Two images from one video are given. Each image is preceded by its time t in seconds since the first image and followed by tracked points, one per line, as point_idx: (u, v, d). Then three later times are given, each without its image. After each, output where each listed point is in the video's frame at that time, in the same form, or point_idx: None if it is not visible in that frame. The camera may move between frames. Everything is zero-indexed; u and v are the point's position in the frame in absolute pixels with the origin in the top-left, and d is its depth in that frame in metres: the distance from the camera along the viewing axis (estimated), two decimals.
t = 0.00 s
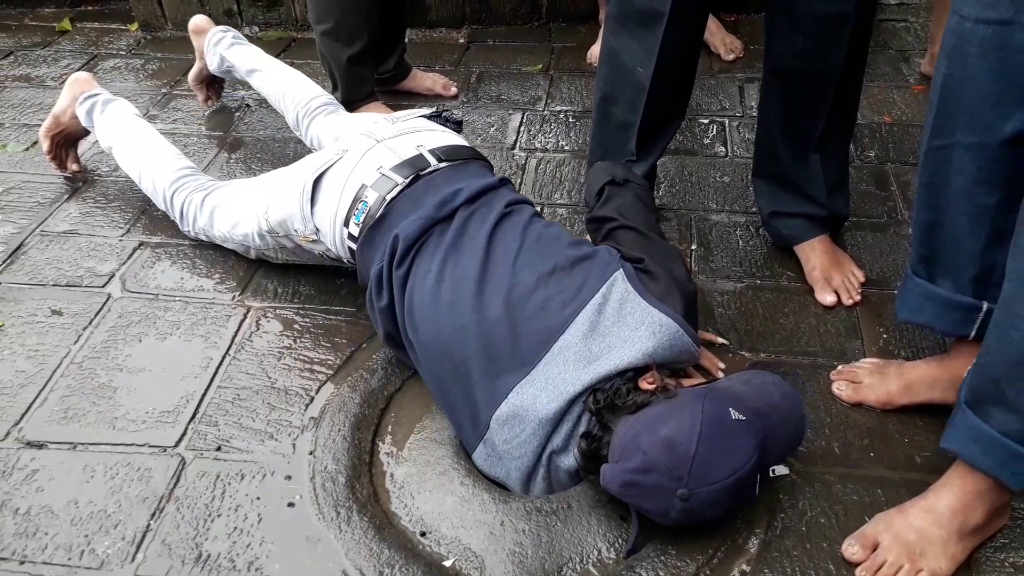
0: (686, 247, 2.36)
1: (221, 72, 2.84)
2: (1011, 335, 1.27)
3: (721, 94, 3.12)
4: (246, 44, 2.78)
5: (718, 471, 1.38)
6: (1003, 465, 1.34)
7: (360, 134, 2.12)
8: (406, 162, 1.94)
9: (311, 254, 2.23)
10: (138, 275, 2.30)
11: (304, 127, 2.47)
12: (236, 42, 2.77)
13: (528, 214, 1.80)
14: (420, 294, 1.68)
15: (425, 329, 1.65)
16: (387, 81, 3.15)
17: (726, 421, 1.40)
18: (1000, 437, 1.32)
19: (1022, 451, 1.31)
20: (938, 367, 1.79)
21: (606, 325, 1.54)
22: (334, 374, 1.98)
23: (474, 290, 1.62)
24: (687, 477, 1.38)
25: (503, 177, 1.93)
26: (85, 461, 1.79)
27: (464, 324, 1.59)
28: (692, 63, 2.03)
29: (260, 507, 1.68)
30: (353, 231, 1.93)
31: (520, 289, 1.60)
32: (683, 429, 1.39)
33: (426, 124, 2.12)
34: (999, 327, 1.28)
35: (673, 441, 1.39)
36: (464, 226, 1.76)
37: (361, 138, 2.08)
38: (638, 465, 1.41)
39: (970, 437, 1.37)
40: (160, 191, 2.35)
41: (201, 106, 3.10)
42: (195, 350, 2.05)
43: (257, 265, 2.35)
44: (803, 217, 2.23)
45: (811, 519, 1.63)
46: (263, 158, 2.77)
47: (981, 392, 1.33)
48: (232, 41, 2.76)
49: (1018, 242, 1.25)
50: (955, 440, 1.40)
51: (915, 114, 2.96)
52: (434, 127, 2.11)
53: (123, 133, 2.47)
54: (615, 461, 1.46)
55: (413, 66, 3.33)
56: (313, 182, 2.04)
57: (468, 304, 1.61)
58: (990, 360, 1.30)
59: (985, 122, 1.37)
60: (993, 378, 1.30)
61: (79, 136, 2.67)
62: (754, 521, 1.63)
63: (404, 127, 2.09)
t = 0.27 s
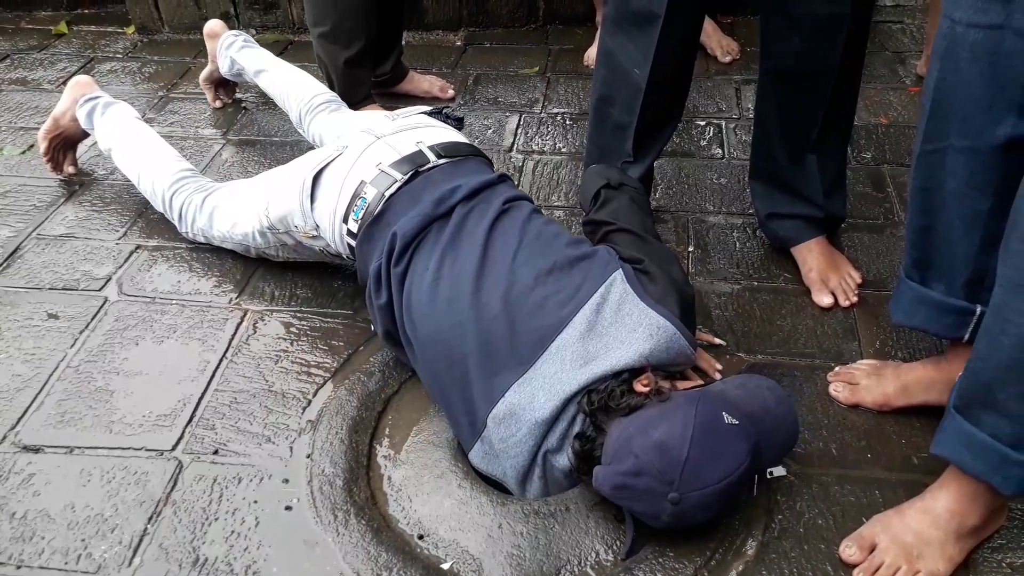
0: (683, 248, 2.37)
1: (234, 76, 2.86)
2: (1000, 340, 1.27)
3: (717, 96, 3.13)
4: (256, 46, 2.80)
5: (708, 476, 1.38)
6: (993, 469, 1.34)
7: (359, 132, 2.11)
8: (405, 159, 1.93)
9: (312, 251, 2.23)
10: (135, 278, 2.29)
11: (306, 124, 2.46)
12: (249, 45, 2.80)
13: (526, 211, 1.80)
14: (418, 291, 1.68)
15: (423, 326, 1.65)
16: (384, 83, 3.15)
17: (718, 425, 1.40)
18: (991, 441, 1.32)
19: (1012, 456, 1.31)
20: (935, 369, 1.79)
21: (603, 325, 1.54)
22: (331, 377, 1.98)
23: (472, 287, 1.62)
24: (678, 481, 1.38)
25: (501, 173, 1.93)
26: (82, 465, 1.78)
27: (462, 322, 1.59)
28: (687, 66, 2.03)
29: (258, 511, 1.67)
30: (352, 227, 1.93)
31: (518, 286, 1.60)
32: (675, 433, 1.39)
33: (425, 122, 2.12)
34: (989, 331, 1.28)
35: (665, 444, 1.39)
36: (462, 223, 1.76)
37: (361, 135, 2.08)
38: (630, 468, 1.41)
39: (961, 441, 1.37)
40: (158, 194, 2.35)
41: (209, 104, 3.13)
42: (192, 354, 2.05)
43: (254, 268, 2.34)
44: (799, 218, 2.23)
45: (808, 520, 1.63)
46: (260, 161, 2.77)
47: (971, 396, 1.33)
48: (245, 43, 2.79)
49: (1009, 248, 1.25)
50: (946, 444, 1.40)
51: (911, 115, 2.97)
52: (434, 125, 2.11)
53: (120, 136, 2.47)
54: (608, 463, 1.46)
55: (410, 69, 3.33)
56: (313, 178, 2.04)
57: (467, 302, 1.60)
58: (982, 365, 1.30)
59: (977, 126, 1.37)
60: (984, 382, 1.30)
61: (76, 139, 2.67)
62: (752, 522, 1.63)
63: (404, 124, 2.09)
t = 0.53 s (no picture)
0: (682, 248, 2.37)
1: (236, 82, 2.87)
2: (989, 340, 1.27)
3: (715, 95, 3.13)
4: (257, 52, 2.80)
5: (707, 479, 1.38)
6: (982, 469, 1.34)
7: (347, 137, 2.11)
8: (392, 164, 1.93)
9: (306, 257, 2.24)
10: (133, 279, 2.29)
11: (305, 130, 2.46)
12: (250, 50, 2.80)
13: (515, 218, 1.79)
14: (408, 304, 1.68)
15: (415, 340, 1.65)
16: (383, 83, 3.15)
17: (715, 428, 1.40)
18: (981, 441, 1.33)
19: (1002, 457, 1.31)
20: (934, 369, 1.80)
21: (598, 334, 1.54)
22: (330, 378, 1.98)
23: (463, 300, 1.62)
24: (677, 486, 1.38)
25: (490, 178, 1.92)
26: (82, 466, 1.78)
27: (454, 335, 1.59)
28: (684, 67, 2.03)
29: (257, 511, 1.67)
30: (340, 236, 1.93)
31: (508, 297, 1.60)
32: (672, 437, 1.40)
33: (413, 124, 2.12)
34: (978, 330, 1.29)
35: (663, 450, 1.39)
36: (451, 233, 1.75)
37: (349, 140, 2.08)
38: (629, 474, 1.42)
39: (951, 441, 1.37)
40: (155, 197, 2.35)
41: (206, 104, 3.13)
42: (191, 354, 2.05)
43: (253, 269, 2.35)
44: (798, 217, 2.24)
45: (808, 519, 1.64)
46: (258, 161, 2.77)
47: (961, 396, 1.34)
48: (246, 50, 2.80)
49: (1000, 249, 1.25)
50: (936, 444, 1.41)
51: (909, 115, 2.97)
52: (423, 127, 2.11)
53: (117, 138, 2.47)
54: (609, 470, 1.47)
55: (408, 69, 3.33)
56: (301, 185, 2.04)
57: (457, 315, 1.60)
58: (972, 364, 1.30)
59: (972, 126, 1.38)
60: (973, 383, 1.31)
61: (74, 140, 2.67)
62: (751, 521, 1.63)
63: (391, 128, 2.09)
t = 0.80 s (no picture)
0: (681, 251, 2.36)
1: (239, 89, 2.88)
2: (987, 345, 1.26)
3: (714, 97, 3.13)
4: (261, 59, 2.79)
5: (704, 490, 1.38)
6: (981, 476, 1.34)
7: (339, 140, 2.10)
8: (385, 169, 1.93)
9: (302, 261, 2.23)
10: (131, 282, 2.29)
11: (305, 134, 2.46)
12: (253, 59, 2.80)
13: (508, 224, 1.79)
14: (402, 314, 1.67)
15: (409, 351, 1.64)
16: (382, 86, 3.15)
17: (711, 438, 1.39)
18: (981, 447, 1.32)
19: (1002, 464, 1.30)
20: (934, 372, 1.79)
21: (595, 343, 1.54)
22: (328, 382, 1.98)
23: (457, 311, 1.61)
24: (674, 498, 1.38)
25: (482, 182, 1.92)
26: (79, 470, 1.78)
27: (449, 346, 1.58)
28: (683, 69, 2.03)
29: (255, 515, 1.67)
30: (332, 243, 1.92)
31: (503, 307, 1.59)
32: (668, 449, 1.39)
33: (406, 127, 2.11)
34: (976, 335, 1.28)
35: (659, 462, 1.38)
36: (444, 241, 1.74)
37: (340, 144, 2.07)
38: (626, 487, 1.42)
39: (951, 447, 1.37)
40: (151, 201, 2.34)
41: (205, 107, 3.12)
42: (189, 358, 2.05)
43: (251, 272, 2.34)
44: (797, 220, 2.23)
45: (808, 523, 1.63)
46: (257, 164, 2.77)
47: (960, 402, 1.33)
48: (250, 58, 2.79)
49: (999, 255, 1.24)
50: (935, 451, 1.40)
51: (908, 117, 2.97)
52: (417, 130, 2.10)
53: (114, 141, 2.47)
54: (605, 482, 1.46)
55: (407, 71, 3.33)
56: (292, 191, 2.02)
57: (452, 326, 1.60)
58: (971, 370, 1.29)
59: (971, 129, 1.37)
60: (972, 389, 1.30)
61: (72, 143, 2.66)
62: (751, 526, 1.63)
63: (383, 132, 2.08)
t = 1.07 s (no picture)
0: (681, 256, 2.37)
1: (240, 96, 2.88)
2: (992, 354, 1.27)
3: (713, 103, 3.14)
4: (262, 65, 2.79)
5: (705, 495, 1.38)
6: (986, 485, 1.34)
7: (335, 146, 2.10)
8: (381, 176, 1.92)
9: (300, 267, 2.23)
10: (131, 287, 2.29)
11: (303, 139, 2.47)
12: (254, 65, 2.80)
13: (506, 231, 1.79)
14: (400, 323, 1.68)
15: (407, 359, 1.64)
16: (381, 91, 3.16)
17: (711, 443, 1.40)
18: (986, 456, 1.32)
19: (1008, 472, 1.30)
20: (933, 377, 1.79)
21: (594, 349, 1.54)
22: (328, 387, 1.98)
23: (455, 319, 1.61)
24: (675, 503, 1.38)
25: (480, 188, 1.92)
26: (78, 475, 1.78)
27: (447, 355, 1.58)
28: (683, 75, 2.03)
29: (255, 521, 1.67)
30: (328, 250, 1.93)
31: (501, 316, 1.59)
32: (669, 454, 1.39)
33: (403, 133, 2.11)
34: (981, 343, 1.29)
35: (659, 466, 1.39)
36: (441, 249, 1.75)
37: (336, 150, 2.07)
38: (626, 492, 1.41)
39: (955, 455, 1.37)
40: (151, 207, 2.35)
41: (205, 113, 3.13)
42: (189, 363, 2.05)
43: (251, 277, 2.34)
44: (796, 225, 2.23)
45: (808, 529, 1.63)
46: (257, 169, 2.77)
47: (965, 410, 1.34)
48: (251, 64, 2.79)
49: (1002, 262, 1.24)
50: (940, 459, 1.40)
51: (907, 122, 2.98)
52: (413, 135, 2.10)
53: (114, 147, 2.47)
54: (605, 486, 1.46)
55: (407, 77, 3.34)
56: (288, 198, 2.02)
57: (450, 335, 1.60)
58: (976, 379, 1.30)
59: (970, 135, 1.38)
60: (977, 398, 1.30)
61: (72, 148, 2.67)
62: (751, 531, 1.63)
63: (379, 138, 2.08)
